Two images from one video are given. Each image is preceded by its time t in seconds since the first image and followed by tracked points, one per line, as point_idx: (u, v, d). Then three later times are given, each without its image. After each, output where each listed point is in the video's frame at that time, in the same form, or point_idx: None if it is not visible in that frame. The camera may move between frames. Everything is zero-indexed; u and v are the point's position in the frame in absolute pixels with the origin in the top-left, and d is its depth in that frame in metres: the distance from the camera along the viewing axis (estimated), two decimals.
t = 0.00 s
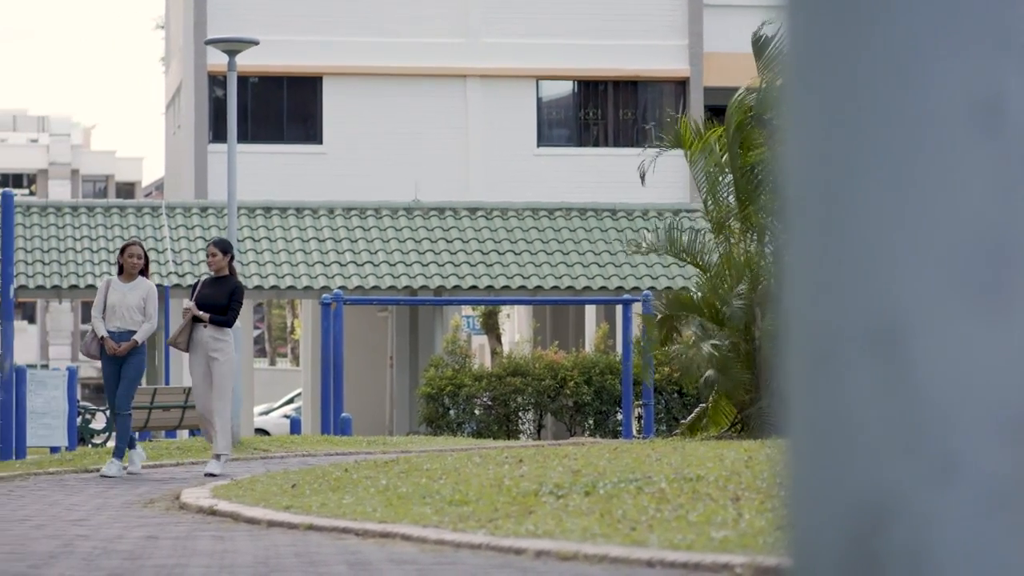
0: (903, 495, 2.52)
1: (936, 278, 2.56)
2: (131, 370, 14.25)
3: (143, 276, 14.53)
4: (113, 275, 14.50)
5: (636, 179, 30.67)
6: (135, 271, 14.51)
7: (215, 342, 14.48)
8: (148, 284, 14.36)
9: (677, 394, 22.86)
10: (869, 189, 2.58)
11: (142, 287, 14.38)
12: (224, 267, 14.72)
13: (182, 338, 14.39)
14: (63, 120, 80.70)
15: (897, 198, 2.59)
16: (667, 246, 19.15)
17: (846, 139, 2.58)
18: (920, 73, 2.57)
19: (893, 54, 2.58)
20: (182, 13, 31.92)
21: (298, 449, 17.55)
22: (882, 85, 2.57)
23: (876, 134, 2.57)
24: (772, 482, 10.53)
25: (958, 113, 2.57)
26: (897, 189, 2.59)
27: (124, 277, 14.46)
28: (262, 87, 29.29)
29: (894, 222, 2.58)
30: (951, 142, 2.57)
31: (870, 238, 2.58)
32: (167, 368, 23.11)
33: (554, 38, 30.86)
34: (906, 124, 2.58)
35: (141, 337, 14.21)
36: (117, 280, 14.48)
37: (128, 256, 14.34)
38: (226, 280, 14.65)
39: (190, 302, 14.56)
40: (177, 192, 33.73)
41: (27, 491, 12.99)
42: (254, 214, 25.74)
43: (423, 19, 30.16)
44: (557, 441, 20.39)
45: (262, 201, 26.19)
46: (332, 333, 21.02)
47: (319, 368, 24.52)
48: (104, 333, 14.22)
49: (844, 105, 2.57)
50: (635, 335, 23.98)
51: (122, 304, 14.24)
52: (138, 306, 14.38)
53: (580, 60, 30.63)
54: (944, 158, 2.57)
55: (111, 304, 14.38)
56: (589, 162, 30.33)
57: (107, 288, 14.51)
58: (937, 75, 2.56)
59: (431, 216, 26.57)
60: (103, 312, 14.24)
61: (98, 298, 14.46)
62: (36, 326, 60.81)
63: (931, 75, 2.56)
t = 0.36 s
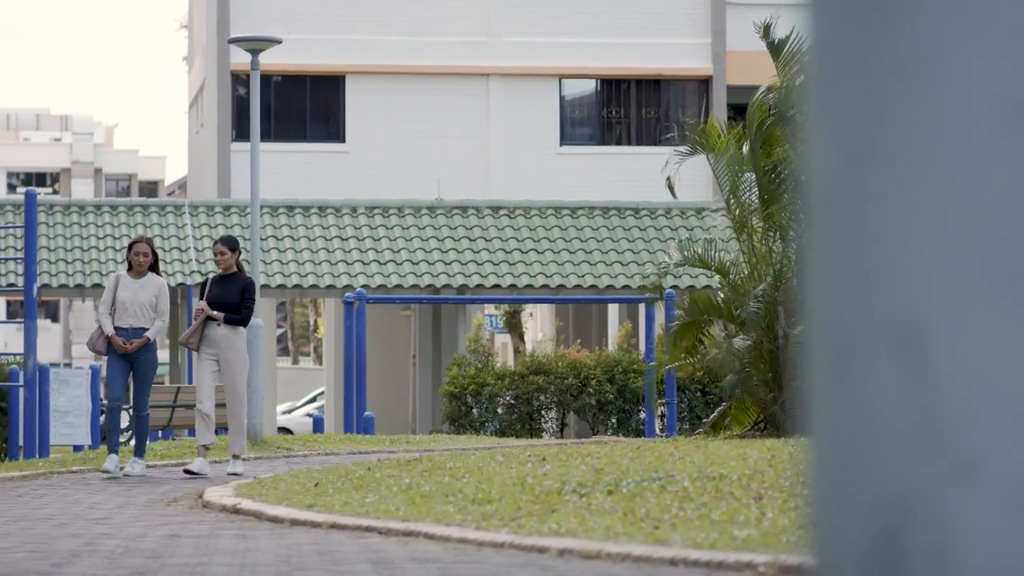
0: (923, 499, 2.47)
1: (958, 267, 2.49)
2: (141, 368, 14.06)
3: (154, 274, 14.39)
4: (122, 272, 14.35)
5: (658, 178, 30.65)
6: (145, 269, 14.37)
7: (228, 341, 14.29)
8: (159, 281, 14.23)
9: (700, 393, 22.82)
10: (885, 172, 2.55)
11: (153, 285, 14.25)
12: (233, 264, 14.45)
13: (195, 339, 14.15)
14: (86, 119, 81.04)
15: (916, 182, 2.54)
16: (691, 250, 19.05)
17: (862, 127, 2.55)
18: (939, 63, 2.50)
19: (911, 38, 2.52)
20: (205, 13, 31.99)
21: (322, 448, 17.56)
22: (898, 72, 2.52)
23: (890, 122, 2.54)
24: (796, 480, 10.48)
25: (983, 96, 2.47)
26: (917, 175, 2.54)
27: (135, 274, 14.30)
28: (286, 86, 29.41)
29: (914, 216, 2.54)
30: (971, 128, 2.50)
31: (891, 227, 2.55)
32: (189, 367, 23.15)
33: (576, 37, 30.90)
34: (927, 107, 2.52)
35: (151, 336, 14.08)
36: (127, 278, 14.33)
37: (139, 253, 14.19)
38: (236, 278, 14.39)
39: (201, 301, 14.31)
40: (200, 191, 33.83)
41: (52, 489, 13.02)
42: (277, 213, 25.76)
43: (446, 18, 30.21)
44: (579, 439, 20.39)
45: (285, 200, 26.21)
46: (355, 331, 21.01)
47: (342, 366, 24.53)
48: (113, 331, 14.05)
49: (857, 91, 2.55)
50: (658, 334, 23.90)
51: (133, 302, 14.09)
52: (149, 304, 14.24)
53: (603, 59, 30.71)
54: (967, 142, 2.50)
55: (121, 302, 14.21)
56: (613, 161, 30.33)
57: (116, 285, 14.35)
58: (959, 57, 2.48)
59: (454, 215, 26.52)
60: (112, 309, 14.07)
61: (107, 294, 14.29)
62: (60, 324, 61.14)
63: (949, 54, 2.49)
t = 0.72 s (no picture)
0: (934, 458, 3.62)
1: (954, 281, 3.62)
2: (143, 369, 13.91)
3: (157, 274, 14.25)
4: (125, 272, 14.20)
5: (675, 176, 30.63)
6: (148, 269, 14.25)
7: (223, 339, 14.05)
8: (164, 281, 14.10)
9: (719, 391, 22.77)
10: (900, 216, 3.70)
11: (157, 285, 14.11)
12: (227, 263, 14.29)
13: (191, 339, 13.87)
14: (104, 118, 81.20)
15: (924, 223, 3.69)
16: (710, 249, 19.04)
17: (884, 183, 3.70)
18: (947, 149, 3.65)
19: (923, 123, 3.66)
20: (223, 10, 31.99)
21: (339, 448, 17.53)
22: (911, 147, 3.67)
23: (902, 182, 3.69)
24: (816, 480, 10.41)
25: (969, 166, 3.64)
26: (922, 217, 3.69)
27: (138, 274, 14.17)
28: (304, 86, 29.41)
29: (926, 259, 3.66)
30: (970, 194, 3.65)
31: (905, 253, 3.68)
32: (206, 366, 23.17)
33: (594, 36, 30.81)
34: (932, 172, 3.67)
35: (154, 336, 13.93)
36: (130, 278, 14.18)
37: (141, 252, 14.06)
38: (232, 277, 14.23)
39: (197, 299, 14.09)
40: (218, 190, 33.81)
41: (69, 489, 13.00)
42: (295, 212, 25.84)
43: (463, 17, 30.23)
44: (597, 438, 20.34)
45: (303, 199, 26.24)
46: (373, 330, 21.00)
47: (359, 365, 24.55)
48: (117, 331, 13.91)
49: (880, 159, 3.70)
50: (675, 332, 23.84)
51: (136, 302, 13.94)
52: (152, 304, 14.08)
53: (622, 57, 30.72)
54: (966, 207, 3.65)
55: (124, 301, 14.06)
56: (631, 160, 30.35)
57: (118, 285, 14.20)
58: (964, 137, 3.64)
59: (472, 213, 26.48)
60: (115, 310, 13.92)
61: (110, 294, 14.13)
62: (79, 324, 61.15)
63: (947, 137, 3.65)
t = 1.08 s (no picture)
0: (946, 453, 3.91)
1: (964, 280, 3.91)
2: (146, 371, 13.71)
3: (161, 273, 14.15)
4: (130, 271, 14.10)
5: (688, 176, 30.61)
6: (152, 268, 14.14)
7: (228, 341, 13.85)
8: (168, 281, 14.01)
9: (732, 391, 22.76)
10: (914, 220, 3.96)
11: (161, 285, 14.01)
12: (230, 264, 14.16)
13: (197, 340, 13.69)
14: (116, 117, 81.26)
15: (934, 226, 3.95)
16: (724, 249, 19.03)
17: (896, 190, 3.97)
18: (964, 164, 3.94)
19: (936, 131, 3.94)
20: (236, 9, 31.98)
21: (353, 447, 17.54)
22: (924, 154, 3.94)
23: (916, 188, 3.96)
24: (829, 479, 10.39)
25: (979, 171, 3.95)
26: (931, 221, 3.96)
27: (142, 274, 14.07)
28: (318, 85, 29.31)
29: (941, 265, 3.92)
30: (982, 204, 3.95)
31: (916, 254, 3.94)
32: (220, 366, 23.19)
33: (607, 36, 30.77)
34: (942, 179, 3.95)
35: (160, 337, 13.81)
36: (134, 277, 14.09)
37: (146, 251, 13.97)
38: (235, 277, 14.12)
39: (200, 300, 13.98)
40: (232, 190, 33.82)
41: (83, 488, 13.01)
42: (309, 211, 25.89)
43: (477, 16, 30.21)
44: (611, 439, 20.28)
45: (318, 200, 26.28)
46: (386, 330, 21.00)
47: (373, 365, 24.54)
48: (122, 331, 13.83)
49: (894, 167, 3.96)
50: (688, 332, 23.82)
51: (141, 302, 13.85)
52: (157, 304, 13.97)
53: (636, 57, 30.72)
54: (980, 218, 3.94)
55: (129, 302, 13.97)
56: (645, 160, 30.36)
57: (123, 284, 14.10)
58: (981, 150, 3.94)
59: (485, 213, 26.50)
60: (120, 309, 13.83)
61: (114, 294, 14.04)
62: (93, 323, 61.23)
63: (957, 144, 3.94)
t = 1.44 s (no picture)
0: (965, 473, 3.29)
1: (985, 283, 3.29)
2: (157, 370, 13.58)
3: (168, 268, 13.85)
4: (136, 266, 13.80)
5: (701, 175, 30.62)
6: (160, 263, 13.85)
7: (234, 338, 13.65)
8: (174, 276, 13.68)
9: (746, 391, 22.76)
10: (932, 212, 3.35)
11: (166, 280, 13.69)
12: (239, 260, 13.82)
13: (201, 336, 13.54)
14: (131, 115, 81.57)
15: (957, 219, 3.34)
16: (739, 249, 19.04)
17: (912, 177, 3.36)
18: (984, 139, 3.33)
19: (948, 98, 3.33)
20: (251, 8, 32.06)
21: (367, 445, 17.55)
22: (945, 137, 3.34)
23: (937, 174, 3.35)
24: (843, 478, 10.39)
25: (1002, 162, 3.32)
26: (954, 213, 3.34)
27: (148, 269, 13.77)
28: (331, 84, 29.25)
29: (957, 257, 3.33)
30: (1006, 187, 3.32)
31: (937, 251, 3.34)
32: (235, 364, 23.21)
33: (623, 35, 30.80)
34: (966, 164, 3.34)
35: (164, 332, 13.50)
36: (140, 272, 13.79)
37: (152, 245, 13.66)
38: (243, 274, 13.79)
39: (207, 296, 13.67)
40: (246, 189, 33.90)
41: (98, 486, 13.01)
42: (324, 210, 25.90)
43: (491, 16, 30.25)
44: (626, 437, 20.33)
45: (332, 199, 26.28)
46: (401, 329, 20.98)
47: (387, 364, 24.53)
48: (125, 327, 13.57)
49: (908, 150, 3.36)
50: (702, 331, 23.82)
51: (145, 297, 13.55)
52: (162, 299, 13.66)
53: (650, 57, 30.75)
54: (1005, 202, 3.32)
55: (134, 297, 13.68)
56: (659, 159, 30.35)
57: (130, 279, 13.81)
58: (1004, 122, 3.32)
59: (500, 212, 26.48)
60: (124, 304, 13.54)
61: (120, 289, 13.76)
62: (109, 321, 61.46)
63: (979, 126, 3.33)
